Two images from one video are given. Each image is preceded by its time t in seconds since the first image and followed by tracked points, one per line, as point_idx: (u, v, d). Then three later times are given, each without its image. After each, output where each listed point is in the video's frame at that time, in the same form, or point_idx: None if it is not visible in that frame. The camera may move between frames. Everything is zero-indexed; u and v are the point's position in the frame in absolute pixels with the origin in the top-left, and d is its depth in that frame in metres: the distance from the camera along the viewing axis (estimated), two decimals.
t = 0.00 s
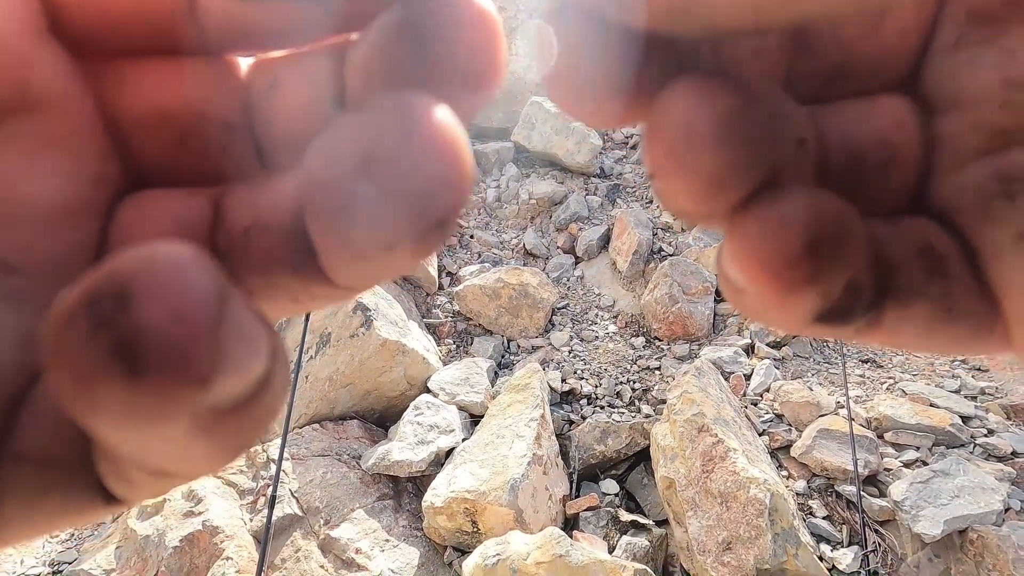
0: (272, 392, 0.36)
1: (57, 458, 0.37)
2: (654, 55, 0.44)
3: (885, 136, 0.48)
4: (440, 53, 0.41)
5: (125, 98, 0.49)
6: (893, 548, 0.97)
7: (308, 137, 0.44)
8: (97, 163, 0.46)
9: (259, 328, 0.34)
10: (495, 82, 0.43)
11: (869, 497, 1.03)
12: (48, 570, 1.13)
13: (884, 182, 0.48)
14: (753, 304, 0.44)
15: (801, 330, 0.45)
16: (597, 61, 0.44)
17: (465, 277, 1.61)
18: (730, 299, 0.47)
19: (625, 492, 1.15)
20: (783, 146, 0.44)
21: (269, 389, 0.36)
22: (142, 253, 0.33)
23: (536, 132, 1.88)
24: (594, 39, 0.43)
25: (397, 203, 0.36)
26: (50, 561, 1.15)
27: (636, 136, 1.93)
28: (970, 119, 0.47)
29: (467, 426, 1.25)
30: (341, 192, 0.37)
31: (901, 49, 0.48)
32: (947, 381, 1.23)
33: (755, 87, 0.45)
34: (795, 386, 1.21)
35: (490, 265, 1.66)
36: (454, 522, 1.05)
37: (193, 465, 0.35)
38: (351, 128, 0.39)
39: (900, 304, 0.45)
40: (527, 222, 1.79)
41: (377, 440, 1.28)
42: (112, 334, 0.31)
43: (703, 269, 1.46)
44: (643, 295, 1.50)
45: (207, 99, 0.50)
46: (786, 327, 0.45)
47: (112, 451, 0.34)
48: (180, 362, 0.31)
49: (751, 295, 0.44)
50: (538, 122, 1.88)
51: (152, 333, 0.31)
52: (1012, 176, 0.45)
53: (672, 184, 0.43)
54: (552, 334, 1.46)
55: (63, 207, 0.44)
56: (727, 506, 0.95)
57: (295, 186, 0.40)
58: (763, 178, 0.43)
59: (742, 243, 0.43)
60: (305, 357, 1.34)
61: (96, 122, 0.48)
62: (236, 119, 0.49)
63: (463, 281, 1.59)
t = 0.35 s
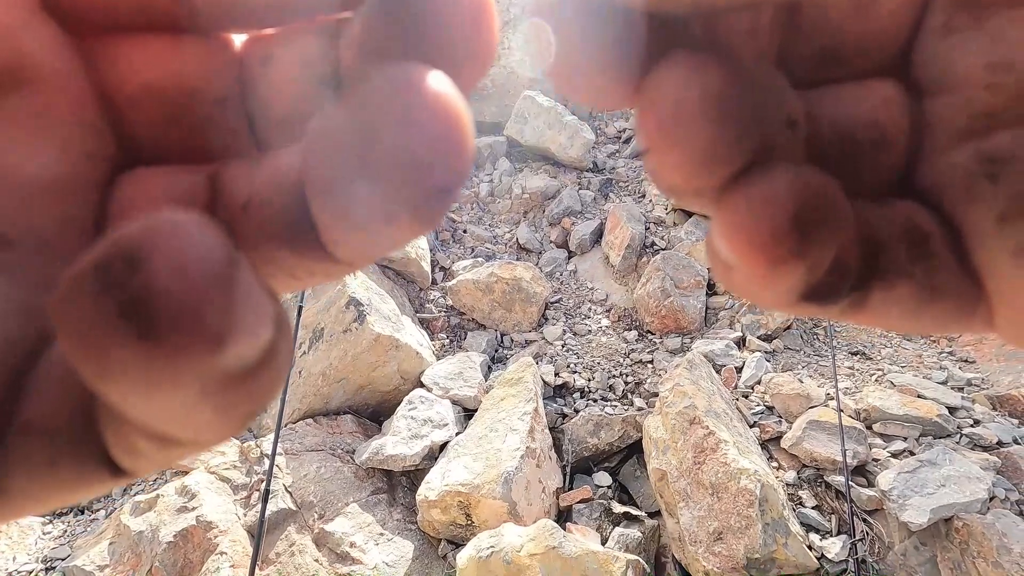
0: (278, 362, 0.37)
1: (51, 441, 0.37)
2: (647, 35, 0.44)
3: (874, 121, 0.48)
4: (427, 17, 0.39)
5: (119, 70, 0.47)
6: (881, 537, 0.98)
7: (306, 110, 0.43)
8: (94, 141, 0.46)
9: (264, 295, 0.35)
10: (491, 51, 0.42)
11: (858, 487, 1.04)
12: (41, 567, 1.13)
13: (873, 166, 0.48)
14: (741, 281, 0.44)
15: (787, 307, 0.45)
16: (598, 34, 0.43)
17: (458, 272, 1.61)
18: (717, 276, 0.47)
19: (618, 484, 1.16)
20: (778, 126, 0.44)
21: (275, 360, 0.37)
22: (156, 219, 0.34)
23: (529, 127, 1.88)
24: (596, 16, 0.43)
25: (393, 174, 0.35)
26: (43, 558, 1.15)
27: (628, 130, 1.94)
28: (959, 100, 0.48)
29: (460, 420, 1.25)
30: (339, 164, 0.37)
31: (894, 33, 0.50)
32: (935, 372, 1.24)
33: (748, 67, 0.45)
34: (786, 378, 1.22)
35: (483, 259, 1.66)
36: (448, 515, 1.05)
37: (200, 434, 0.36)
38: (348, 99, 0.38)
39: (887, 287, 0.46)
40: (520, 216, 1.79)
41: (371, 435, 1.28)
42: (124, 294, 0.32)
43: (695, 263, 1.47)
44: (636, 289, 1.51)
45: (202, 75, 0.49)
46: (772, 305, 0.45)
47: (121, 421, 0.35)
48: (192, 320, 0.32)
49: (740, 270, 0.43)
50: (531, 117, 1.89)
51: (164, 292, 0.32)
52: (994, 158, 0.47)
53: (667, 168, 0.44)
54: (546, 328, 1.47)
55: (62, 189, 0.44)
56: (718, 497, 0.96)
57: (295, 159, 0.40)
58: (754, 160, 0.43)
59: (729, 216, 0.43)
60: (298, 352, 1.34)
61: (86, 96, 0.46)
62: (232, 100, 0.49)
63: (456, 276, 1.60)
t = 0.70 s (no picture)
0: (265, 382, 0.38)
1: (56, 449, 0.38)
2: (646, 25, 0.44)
3: (870, 114, 0.49)
4: (433, 46, 0.42)
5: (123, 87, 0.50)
6: (878, 526, 0.99)
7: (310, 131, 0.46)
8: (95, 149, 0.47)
9: (254, 315, 0.37)
10: (487, 78, 0.44)
11: (856, 477, 1.05)
12: (46, 558, 1.14)
13: (869, 158, 0.49)
14: (740, 269, 0.45)
15: (783, 298, 0.46)
16: (596, 32, 0.43)
17: (458, 265, 1.61)
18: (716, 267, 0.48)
19: (618, 475, 1.17)
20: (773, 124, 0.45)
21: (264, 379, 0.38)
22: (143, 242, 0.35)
23: (528, 120, 1.89)
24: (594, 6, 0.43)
25: (390, 187, 0.38)
26: (49, 549, 1.16)
27: (627, 123, 1.94)
28: (955, 94, 0.48)
29: (461, 413, 1.26)
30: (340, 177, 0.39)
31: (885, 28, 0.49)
32: (932, 363, 1.25)
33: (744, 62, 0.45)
34: (784, 369, 1.23)
35: (483, 252, 1.66)
36: (450, 506, 1.06)
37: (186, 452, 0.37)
38: (352, 118, 0.41)
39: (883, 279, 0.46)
40: (519, 209, 1.79)
41: (372, 427, 1.29)
42: (115, 316, 0.33)
43: (694, 255, 1.48)
44: (635, 282, 1.51)
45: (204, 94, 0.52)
46: (770, 295, 0.46)
47: (106, 439, 0.36)
48: (180, 343, 0.34)
49: (738, 259, 0.44)
50: (530, 110, 1.89)
51: (153, 315, 0.33)
52: (992, 150, 0.46)
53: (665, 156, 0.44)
54: (546, 320, 1.47)
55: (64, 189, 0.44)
56: (717, 487, 0.97)
57: (297, 174, 0.42)
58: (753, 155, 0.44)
59: (726, 205, 0.44)
60: (300, 345, 1.35)
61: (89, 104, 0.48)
62: (234, 116, 0.51)
63: (456, 269, 1.60)
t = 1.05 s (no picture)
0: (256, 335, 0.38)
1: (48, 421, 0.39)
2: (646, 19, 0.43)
3: (871, 107, 0.49)
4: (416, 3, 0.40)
5: (98, 48, 0.45)
6: (876, 522, 1.00)
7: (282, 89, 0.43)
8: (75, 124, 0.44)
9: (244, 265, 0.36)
10: (474, 32, 0.42)
11: (854, 473, 1.05)
12: (48, 556, 1.15)
13: (869, 153, 0.49)
14: (738, 267, 0.44)
15: (779, 295, 0.46)
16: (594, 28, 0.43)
17: (458, 263, 1.62)
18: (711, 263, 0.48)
19: (618, 472, 1.18)
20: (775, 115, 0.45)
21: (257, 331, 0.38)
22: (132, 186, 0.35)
23: (528, 118, 1.89)
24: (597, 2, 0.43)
25: (379, 154, 0.37)
26: (50, 547, 1.16)
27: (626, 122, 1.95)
28: (952, 89, 0.49)
29: (462, 410, 1.26)
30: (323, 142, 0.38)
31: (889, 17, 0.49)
32: (931, 360, 1.26)
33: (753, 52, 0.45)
34: (784, 367, 1.24)
35: (483, 250, 1.67)
36: (450, 503, 1.07)
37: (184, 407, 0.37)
38: (332, 77, 0.39)
39: (881, 274, 0.47)
40: (519, 208, 1.79)
41: (373, 425, 1.29)
42: (101, 263, 0.33)
43: (694, 253, 1.48)
44: (635, 279, 1.52)
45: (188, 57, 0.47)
46: (765, 293, 0.46)
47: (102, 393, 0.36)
48: (173, 288, 0.33)
49: (738, 255, 0.44)
50: (530, 108, 1.90)
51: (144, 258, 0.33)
52: (990, 146, 0.47)
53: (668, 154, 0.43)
54: (546, 318, 1.48)
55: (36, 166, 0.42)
56: (717, 483, 0.98)
57: (277, 139, 0.41)
58: (755, 148, 0.44)
59: (725, 202, 0.43)
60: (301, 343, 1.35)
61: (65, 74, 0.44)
62: (218, 82, 0.47)
63: (456, 267, 1.60)
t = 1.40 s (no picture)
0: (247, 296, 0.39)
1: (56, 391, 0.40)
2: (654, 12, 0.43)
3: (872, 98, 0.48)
4: None
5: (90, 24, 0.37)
6: (874, 520, 1.00)
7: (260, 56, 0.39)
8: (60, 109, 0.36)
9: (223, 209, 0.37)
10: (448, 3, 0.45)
11: (852, 472, 1.05)
12: (47, 554, 1.14)
13: (869, 147, 0.49)
14: (750, 252, 0.45)
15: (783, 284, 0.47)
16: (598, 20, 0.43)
17: (457, 262, 1.62)
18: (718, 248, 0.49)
19: (615, 471, 1.18)
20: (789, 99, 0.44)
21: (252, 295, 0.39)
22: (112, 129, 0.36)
23: (527, 118, 1.90)
24: None
25: (375, 150, 0.38)
26: (49, 545, 1.16)
27: (625, 122, 1.97)
28: (953, 76, 0.48)
29: (460, 409, 1.27)
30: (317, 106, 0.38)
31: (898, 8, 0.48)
32: (929, 360, 1.26)
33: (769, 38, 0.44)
34: (782, 366, 1.24)
35: (482, 249, 1.67)
36: (449, 502, 1.07)
37: (174, 361, 0.38)
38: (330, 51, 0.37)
39: (885, 261, 0.48)
40: (518, 207, 1.78)
41: (371, 424, 1.29)
42: (77, 202, 0.33)
43: (692, 253, 1.49)
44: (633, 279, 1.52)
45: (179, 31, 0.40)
46: (770, 281, 0.47)
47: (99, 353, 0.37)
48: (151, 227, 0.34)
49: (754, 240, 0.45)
50: (529, 108, 1.90)
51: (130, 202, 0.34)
52: (989, 134, 0.47)
53: (693, 138, 0.44)
54: (545, 318, 1.48)
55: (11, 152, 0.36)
56: (714, 482, 0.98)
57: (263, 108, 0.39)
58: (778, 138, 0.44)
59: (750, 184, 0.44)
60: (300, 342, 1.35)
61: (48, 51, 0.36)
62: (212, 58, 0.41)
63: (455, 266, 1.61)
